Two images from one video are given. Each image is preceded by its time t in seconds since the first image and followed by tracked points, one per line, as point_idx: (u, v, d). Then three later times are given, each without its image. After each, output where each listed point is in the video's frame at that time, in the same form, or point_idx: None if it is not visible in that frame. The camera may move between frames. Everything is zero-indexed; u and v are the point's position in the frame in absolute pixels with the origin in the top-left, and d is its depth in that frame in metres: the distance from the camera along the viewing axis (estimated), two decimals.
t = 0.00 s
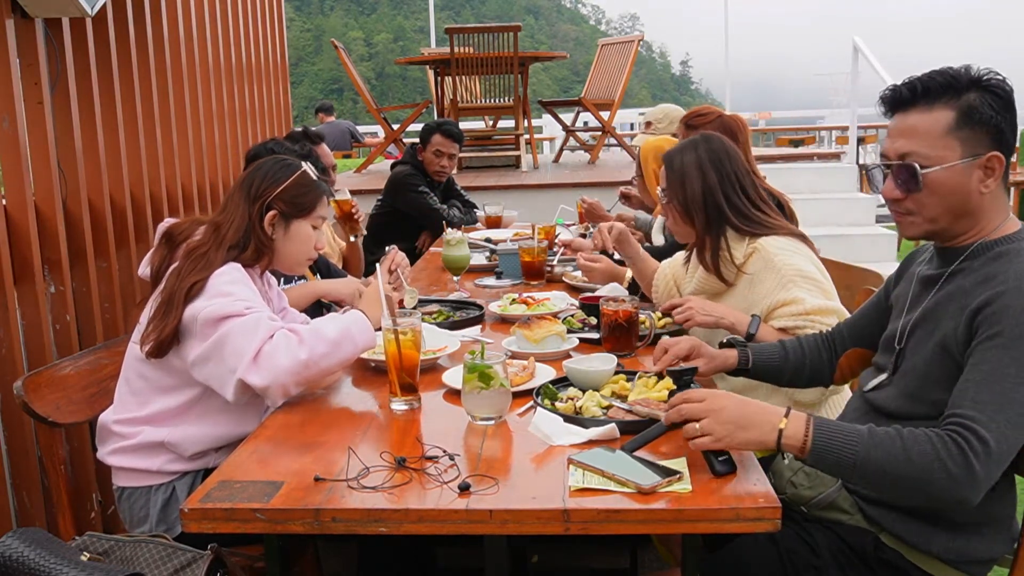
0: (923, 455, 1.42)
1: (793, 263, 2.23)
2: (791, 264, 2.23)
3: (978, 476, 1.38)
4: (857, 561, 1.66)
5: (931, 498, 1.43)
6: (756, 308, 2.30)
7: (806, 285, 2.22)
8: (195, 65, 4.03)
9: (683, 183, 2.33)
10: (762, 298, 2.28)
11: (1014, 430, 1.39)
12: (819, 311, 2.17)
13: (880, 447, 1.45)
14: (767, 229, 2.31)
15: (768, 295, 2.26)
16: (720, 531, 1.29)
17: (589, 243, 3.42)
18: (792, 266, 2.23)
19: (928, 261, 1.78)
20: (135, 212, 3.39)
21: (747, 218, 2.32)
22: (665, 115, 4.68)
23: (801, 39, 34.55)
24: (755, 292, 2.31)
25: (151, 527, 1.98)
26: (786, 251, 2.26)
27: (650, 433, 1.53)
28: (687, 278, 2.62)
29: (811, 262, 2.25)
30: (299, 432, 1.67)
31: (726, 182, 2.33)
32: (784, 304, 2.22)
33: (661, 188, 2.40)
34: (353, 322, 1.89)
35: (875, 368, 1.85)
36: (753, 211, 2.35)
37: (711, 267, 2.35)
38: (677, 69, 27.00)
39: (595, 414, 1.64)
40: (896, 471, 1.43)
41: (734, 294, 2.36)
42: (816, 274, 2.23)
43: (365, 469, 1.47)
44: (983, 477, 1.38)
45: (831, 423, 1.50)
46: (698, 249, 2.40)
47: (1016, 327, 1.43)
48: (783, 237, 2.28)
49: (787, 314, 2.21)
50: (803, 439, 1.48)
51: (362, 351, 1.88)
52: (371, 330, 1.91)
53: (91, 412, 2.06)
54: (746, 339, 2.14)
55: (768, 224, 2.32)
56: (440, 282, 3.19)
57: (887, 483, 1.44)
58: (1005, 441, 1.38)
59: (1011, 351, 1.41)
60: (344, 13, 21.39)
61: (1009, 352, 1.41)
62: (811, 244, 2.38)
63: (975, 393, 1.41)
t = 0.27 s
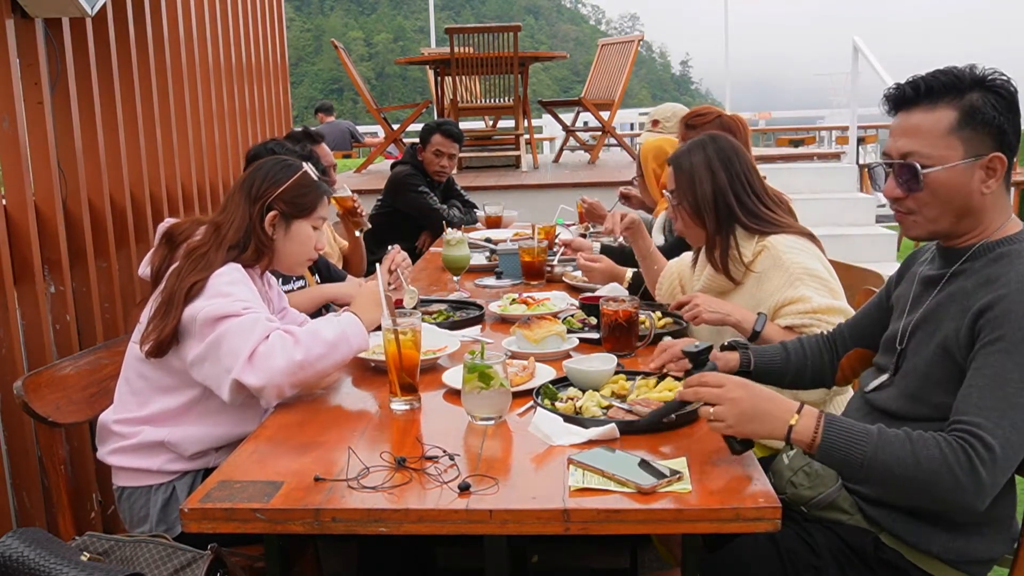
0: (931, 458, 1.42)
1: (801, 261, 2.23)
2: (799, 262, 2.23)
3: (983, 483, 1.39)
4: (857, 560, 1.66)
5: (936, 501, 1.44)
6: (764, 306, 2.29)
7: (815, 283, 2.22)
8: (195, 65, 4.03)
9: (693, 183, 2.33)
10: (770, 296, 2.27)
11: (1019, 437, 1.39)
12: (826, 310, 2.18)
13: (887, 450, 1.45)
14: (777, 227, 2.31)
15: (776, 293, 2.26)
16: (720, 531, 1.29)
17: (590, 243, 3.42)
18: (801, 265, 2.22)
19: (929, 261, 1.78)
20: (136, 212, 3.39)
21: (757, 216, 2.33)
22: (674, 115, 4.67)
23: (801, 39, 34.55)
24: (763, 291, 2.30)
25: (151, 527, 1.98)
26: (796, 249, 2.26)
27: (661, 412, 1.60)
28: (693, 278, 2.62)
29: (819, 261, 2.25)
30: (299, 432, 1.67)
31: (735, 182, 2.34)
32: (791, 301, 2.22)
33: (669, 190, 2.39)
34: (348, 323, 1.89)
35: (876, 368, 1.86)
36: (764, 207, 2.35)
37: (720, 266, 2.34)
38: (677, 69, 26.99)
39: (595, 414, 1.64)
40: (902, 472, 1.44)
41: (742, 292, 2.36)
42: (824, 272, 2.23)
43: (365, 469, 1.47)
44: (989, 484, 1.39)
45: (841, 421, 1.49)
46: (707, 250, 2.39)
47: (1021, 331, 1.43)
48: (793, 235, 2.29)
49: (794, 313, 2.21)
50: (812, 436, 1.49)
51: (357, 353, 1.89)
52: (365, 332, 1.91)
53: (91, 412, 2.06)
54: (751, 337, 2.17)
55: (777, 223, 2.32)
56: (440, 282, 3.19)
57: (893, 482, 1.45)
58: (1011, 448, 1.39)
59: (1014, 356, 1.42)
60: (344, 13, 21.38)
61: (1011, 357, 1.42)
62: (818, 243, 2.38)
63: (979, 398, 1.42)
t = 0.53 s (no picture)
0: (946, 457, 1.41)
1: (802, 261, 2.24)
2: (800, 262, 2.23)
3: (995, 491, 1.40)
4: (856, 560, 1.66)
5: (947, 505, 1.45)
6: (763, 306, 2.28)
7: (815, 284, 2.22)
8: (195, 65, 4.03)
9: (698, 181, 2.33)
10: (769, 295, 2.27)
11: None
12: (826, 309, 2.17)
13: (905, 444, 1.44)
14: (779, 228, 2.32)
15: (775, 293, 2.26)
16: (719, 531, 1.29)
17: (589, 243, 3.42)
18: (802, 265, 2.23)
19: (928, 262, 1.78)
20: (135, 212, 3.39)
21: (758, 216, 2.33)
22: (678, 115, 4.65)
23: (800, 39, 34.55)
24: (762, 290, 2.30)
25: (151, 527, 1.98)
26: (796, 249, 2.27)
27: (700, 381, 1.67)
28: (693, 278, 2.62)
29: (820, 261, 2.26)
30: (298, 432, 1.67)
31: (739, 182, 2.34)
32: (791, 301, 2.21)
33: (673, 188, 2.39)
34: (337, 326, 1.87)
35: (876, 368, 1.86)
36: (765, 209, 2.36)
37: (720, 265, 2.34)
38: (677, 69, 26.99)
39: (595, 413, 1.64)
40: (915, 469, 1.44)
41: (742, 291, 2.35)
42: (825, 273, 2.24)
43: (365, 469, 1.47)
44: (1000, 492, 1.40)
45: (868, 407, 1.48)
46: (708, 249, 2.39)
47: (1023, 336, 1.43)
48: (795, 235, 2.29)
49: (795, 313, 2.19)
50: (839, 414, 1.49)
51: (345, 354, 1.87)
52: (353, 333, 1.89)
53: (91, 412, 2.06)
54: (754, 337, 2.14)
55: (779, 223, 2.33)
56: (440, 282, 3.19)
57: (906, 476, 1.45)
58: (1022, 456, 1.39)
59: (1016, 361, 1.42)
60: (344, 13, 21.36)
61: (1013, 362, 1.42)
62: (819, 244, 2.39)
63: (984, 405, 1.42)
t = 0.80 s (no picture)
0: (956, 454, 1.41)
1: (797, 261, 2.23)
2: (795, 262, 2.23)
3: (1003, 494, 1.41)
4: (856, 560, 1.66)
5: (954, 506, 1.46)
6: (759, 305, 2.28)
7: (811, 284, 2.21)
8: (195, 66, 4.03)
9: (694, 181, 2.33)
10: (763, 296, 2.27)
11: None
12: (822, 308, 2.15)
13: (918, 437, 1.45)
14: (775, 228, 2.30)
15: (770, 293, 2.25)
16: (719, 531, 1.29)
17: (589, 243, 3.42)
18: (796, 264, 2.22)
19: (933, 262, 1.78)
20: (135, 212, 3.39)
21: (755, 216, 2.32)
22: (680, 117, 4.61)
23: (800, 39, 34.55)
24: (758, 290, 2.29)
25: (151, 527, 1.98)
26: (791, 249, 2.26)
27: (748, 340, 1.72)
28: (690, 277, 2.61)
29: (816, 262, 2.24)
30: (298, 432, 1.67)
31: (736, 182, 2.35)
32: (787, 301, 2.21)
33: (669, 190, 2.39)
34: (339, 332, 1.87)
35: (880, 367, 1.86)
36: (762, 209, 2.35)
37: (715, 266, 2.33)
38: (677, 69, 26.97)
39: (595, 414, 1.64)
40: (923, 462, 1.44)
41: (737, 293, 2.34)
42: (820, 273, 2.22)
43: (365, 469, 1.47)
44: (1008, 495, 1.41)
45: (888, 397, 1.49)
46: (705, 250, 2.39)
47: None
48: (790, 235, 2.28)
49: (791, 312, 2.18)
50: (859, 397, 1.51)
51: (348, 360, 1.87)
52: (357, 339, 1.89)
53: (91, 412, 2.06)
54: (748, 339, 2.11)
55: (775, 223, 2.32)
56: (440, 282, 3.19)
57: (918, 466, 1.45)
58: None
59: (1021, 363, 1.42)
60: (344, 13, 21.36)
61: (1017, 365, 1.42)
62: (816, 246, 2.37)
63: (991, 407, 1.42)
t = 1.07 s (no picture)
0: (953, 456, 1.42)
1: (794, 261, 2.22)
2: (790, 262, 2.22)
3: (1001, 496, 1.41)
4: (856, 560, 1.67)
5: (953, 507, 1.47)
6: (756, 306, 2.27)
7: (807, 284, 2.20)
8: (195, 66, 4.03)
9: (692, 181, 2.32)
10: (759, 297, 2.27)
11: None
12: (818, 308, 2.11)
13: (917, 438, 1.46)
14: (771, 228, 2.31)
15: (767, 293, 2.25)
16: (719, 531, 1.29)
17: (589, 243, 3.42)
18: (792, 265, 2.22)
19: (934, 262, 1.78)
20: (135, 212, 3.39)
21: (752, 216, 2.32)
22: (680, 119, 4.58)
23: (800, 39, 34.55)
24: (755, 290, 2.29)
25: (151, 527, 1.98)
26: (786, 249, 2.26)
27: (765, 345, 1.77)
28: (687, 277, 2.61)
29: (812, 262, 2.24)
30: (298, 432, 1.67)
31: (732, 183, 2.34)
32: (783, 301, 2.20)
33: (666, 191, 2.38)
34: (343, 332, 1.87)
35: (881, 366, 1.86)
36: (759, 209, 2.34)
37: (712, 267, 2.35)
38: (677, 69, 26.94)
39: (595, 414, 1.64)
40: (921, 463, 1.45)
41: (735, 293, 2.35)
42: (817, 273, 2.21)
43: (365, 469, 1.47)
44: (1006, 497, 1.42)
45: (889, 399, 1.50)
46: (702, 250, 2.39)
47: None
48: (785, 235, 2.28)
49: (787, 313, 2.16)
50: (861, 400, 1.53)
51: (353, 361, 1.87)
52: (361, 339, 1.89)
53: (91, 412, 2.06)
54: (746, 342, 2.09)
55: (772, 224, 2.31)
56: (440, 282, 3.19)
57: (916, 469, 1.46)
58: None
59: (1018, 365, 1.42)
60: (344, 13, 21.36)
61: (1015, 365, 1.42)
62: (813, 246, 2.37)
63: (990, 408, 1.43)
